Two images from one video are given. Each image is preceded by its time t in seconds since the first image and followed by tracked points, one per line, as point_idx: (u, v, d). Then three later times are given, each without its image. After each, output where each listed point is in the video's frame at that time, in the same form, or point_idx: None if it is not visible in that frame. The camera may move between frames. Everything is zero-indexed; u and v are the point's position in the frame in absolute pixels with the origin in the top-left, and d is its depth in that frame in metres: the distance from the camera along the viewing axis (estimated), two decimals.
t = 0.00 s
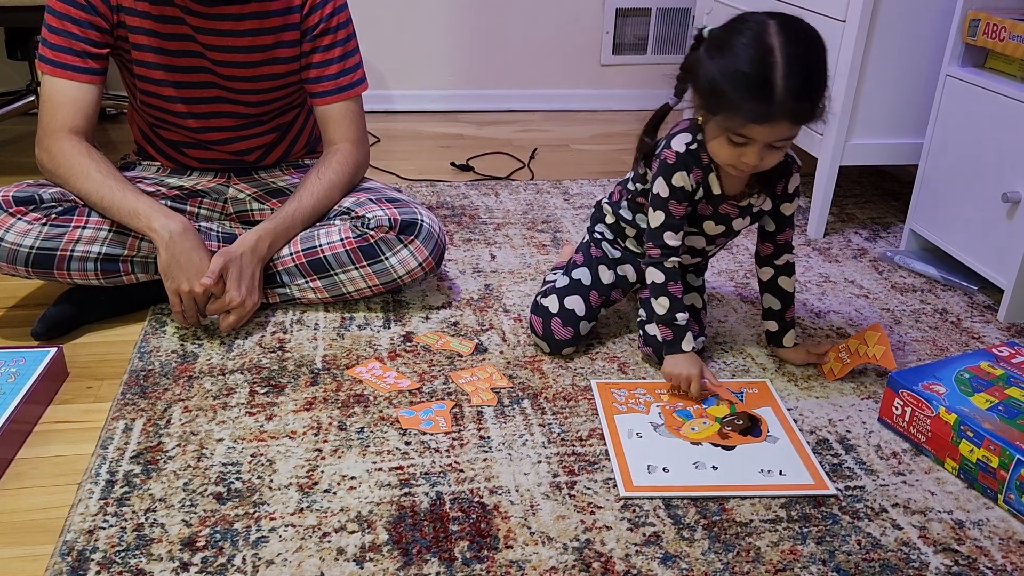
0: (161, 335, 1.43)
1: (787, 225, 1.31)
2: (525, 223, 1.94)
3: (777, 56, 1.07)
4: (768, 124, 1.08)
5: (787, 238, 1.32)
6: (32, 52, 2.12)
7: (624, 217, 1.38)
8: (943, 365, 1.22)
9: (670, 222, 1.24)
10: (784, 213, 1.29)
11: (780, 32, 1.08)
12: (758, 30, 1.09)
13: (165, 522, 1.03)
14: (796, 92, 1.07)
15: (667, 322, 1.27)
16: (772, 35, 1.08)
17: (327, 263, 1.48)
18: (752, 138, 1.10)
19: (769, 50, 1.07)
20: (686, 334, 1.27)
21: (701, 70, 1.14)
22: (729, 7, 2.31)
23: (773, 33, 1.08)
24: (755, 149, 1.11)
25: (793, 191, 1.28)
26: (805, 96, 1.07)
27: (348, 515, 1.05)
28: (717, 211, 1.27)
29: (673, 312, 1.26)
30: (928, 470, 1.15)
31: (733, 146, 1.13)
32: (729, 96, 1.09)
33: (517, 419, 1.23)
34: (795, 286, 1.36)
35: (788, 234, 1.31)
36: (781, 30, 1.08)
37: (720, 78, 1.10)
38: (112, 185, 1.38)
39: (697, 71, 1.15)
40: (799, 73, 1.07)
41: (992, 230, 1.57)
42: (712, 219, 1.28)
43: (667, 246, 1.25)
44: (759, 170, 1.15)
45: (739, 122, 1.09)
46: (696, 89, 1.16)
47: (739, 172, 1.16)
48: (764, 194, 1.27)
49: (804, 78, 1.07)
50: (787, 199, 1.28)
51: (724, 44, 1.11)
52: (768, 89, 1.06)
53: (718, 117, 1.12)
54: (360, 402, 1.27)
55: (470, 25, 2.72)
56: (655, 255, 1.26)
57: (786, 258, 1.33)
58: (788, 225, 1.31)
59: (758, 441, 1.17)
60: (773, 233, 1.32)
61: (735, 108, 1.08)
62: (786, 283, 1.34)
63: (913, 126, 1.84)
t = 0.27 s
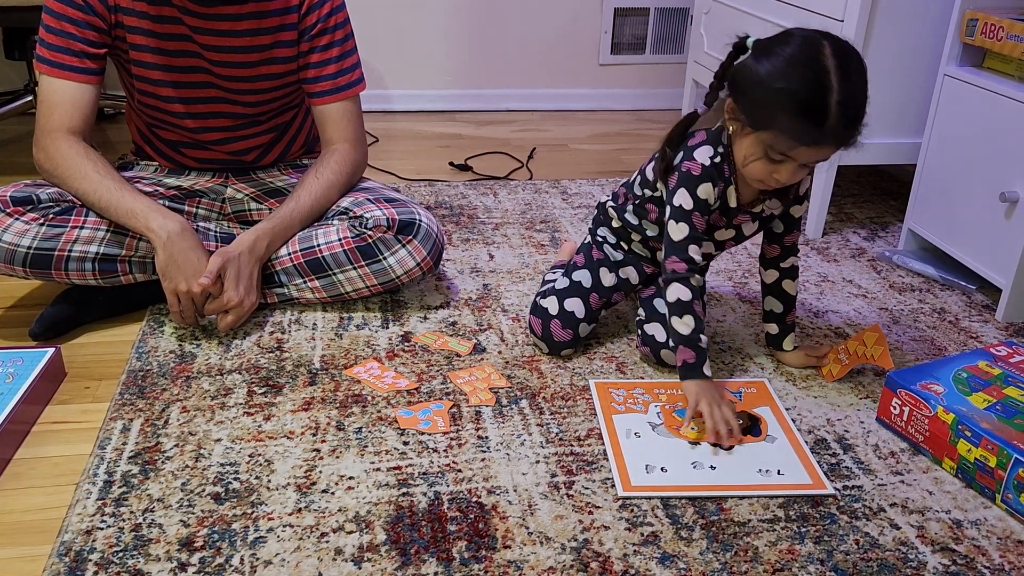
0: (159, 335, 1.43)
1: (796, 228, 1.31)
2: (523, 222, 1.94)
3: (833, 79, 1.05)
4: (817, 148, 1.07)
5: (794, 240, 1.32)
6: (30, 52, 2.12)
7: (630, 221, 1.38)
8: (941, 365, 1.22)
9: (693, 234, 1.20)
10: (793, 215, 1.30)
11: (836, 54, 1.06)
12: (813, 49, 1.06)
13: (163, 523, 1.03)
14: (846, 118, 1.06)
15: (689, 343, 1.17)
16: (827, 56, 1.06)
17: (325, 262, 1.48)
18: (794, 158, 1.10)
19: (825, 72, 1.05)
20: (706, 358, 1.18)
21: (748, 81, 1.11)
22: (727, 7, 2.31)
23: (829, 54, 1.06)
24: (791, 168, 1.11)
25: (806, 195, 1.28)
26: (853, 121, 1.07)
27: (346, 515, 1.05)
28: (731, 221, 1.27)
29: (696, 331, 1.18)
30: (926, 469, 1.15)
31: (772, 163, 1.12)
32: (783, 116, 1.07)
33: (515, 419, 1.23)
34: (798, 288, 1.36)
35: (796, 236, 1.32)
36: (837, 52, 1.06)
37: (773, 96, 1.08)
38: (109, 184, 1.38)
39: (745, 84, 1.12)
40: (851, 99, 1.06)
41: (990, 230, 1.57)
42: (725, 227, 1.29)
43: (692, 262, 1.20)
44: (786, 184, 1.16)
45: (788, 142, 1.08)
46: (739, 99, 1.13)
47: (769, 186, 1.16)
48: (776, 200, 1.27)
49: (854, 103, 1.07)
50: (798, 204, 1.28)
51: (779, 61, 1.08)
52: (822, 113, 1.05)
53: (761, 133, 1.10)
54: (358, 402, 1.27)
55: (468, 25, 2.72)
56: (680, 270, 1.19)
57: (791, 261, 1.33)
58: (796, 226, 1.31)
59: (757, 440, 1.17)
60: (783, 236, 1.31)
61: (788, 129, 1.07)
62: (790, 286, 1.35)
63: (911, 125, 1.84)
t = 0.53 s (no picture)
0: (159, 336, 1.43)
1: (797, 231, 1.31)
2: (522, 223, 1.94)
3: (851, 107, 1.05)
4: (831, 174, 1.08)
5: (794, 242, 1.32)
6: (28, 52, 2.12)
7: (631, 226, 1.38)
8: (940, 365, 1.22)
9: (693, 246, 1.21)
10: (795, 218, 1.29)
11: (856, 81, 1.06)
12: (834, 75, 1.06)
13: (162, 523, 1.03)
14: (861, 146, 1.07)
15: (684, 352, 1.18)
16: (847, 83, 1.05)
17: (324, 263, 1.48)
18: (807, 181, 1.10)
19: (845, 99, 1.05)
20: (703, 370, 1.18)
21: (765, 101, 1.10)
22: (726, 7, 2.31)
23: (849, 81, 1.05)
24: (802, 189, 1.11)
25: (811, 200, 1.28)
26: (867, 148, 1.08)
27: (345, 515, 1.05)
28: (736, 231, 1.27)
29: (692, 340, 1.18)
30: (925, 469, 1.15)
31: (784, 186, 1.12)
32: (801, 142, 1.06)
33: (515, 420, 1.23)
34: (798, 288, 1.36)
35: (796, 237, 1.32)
36: (856, 78, 1.06)
37: (793, 121, 1.07)
38: (108, 185, 1.37)
39: (763, 105, 1.10)
40: (867, 127, 1.07)
41: (989, 230, 1.57)
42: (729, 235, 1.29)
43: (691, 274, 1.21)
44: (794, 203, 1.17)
45: (803, 168, 1.08)
46: (754, 118, 1.12)
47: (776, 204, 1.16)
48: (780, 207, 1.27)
49: (870, 130, 1.07)
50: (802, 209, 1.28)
51: (799, 85, 1.07)
52: (841, 141, 1.05)
53: (776, 155, 1.10)
54: (357, 402, 1.27)
55: (467, 25, 2.72)
56: (676, 279, 1.20)
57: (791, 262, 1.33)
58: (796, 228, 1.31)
59: (756, 441, 1.17)
60: (785, 239, 1.31)
61: (805, 155, 1.06)
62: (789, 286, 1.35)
63: (910, 125, 1.84)
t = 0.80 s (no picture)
0: (157, 337, 1.43)
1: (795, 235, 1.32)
2: (521, 223, 1.94)
3: (862, 122, 1.05)
4: (838, 187, 1.08)
5: (793, 242, 1.32)
6: (27, 53, 2.12)
7: (631, 228, 1.38)
8: (940, 365, 1.22)
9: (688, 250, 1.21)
10: (795, 221, 1.30)
11: (867, 96, 1.06)
12: (846, 89, 1.05)
13: (161, 525, 1.03)
14: (868, 161, 1.07)
15: (683, 350, 1.18)
16: (858, 98, 1.05)
17: (323, 264, 1.47)
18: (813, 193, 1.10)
19: (855, 114, 1.05)
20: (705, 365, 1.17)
21: (774, 112, 1.10)
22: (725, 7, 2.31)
23: (859, 95, 1.06)
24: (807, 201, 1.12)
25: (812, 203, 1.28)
26: (874, 163, 1.08)
27: (344, 517, 1.05)
28: (735, 235, 1.27)
29: (689, 338, 1.18)
30: (925, 470, 1.15)
31: (789, 197, 1.12)
32: (812, 154, 1.06)
33: (514, 420, 1.23)
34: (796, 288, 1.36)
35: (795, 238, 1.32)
36: (868, 92, 1.06)
37: (803, 134, 1.07)
38: (107, 187, 1.37)
39: (774, 114, 1.10)
40: (876, 141, 1.07)
41: (988, 230, 1.57)
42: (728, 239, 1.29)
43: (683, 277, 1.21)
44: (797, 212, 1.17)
45: (811, 182, 1.08)
46: (762, 129, 1.12)
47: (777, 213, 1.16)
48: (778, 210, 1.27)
49: (878, 145, 1.08)
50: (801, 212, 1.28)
51: (813, 96, 1.06)
52: (850, 156, 1.06)
53: (783, 168, 1.10)
54: (356, 403, 1.27)
55: (466, 26, 2.72)
56: (667, 280, 1.21)
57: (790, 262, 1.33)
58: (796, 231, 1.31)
59: (756, 441, 1.17)
60: (784, 241, 1.31)
61: (815, 167, 1.06)
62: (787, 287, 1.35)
63: (909, 126, 1.84)
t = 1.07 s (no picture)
0: (156, 338, 1.43)
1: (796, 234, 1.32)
2: (520, 224, 1.94)
3: (867, 126, 1.06)
4: (840, 189, 1.09)
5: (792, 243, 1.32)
6: (26, 54, 2.11)
7: (630, 229, 1.38)
8: (938, 366, 1.22)
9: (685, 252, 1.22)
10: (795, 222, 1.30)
11: (873, 101, 1.06)
12: (854, 93, 1.06)
13: (160, 526, 1.03)
14: (871, 165, 1.08)
15: (677, 353, 1.16)
16: (865, 102, 1.06)
17: (322, 264, 1.47)
18: (815, 196, 1.10)
19: (862, 118, 1.05)
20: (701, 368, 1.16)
21: (780, 113, 1.10)
22: (724, 8, 2.31)
23: (866, 100, 1.06)
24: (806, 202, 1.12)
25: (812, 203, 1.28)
26: (877, 168, 1.09)
27: (343, 517, 1.05)
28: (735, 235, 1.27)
29: (684, 341, 1.17)
30: (923, 470, 1.15)
31: (790, 198, 1.11)
32: (816, 154, 1.06)
33: (513, 421, 1.23)
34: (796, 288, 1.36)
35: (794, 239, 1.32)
36: (875, 97, 1.07)
37: (809, 135, 1.07)
38: (105, 187, 1.37)
39: (780, 114, 1.10)
40: (880, 146, 1.08)
41: (986, 230, 1.57)
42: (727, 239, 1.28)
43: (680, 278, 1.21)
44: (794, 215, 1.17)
45: (813, 183, 1.08)
46: (767, 130, 1.11)
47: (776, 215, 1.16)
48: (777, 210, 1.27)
49: (881, 150, 1.08)
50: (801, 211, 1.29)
51: (819, 97, 1.06)
52: (854, 159, 1.06)
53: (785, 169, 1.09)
54: (355, 404, 1.27)
55: (465, 26, 2.72)
56: (665, 282, 1.21)
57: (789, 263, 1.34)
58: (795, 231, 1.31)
59: (755, 442, 1.17)
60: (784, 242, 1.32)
61: (819, 167, 1.06)
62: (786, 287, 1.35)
63: (908, 126, 1.84)
